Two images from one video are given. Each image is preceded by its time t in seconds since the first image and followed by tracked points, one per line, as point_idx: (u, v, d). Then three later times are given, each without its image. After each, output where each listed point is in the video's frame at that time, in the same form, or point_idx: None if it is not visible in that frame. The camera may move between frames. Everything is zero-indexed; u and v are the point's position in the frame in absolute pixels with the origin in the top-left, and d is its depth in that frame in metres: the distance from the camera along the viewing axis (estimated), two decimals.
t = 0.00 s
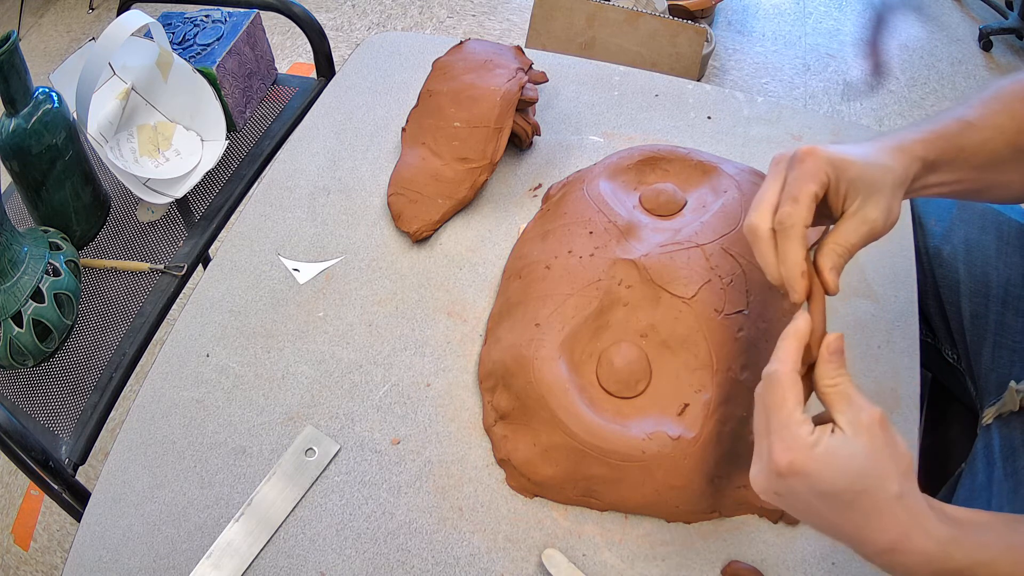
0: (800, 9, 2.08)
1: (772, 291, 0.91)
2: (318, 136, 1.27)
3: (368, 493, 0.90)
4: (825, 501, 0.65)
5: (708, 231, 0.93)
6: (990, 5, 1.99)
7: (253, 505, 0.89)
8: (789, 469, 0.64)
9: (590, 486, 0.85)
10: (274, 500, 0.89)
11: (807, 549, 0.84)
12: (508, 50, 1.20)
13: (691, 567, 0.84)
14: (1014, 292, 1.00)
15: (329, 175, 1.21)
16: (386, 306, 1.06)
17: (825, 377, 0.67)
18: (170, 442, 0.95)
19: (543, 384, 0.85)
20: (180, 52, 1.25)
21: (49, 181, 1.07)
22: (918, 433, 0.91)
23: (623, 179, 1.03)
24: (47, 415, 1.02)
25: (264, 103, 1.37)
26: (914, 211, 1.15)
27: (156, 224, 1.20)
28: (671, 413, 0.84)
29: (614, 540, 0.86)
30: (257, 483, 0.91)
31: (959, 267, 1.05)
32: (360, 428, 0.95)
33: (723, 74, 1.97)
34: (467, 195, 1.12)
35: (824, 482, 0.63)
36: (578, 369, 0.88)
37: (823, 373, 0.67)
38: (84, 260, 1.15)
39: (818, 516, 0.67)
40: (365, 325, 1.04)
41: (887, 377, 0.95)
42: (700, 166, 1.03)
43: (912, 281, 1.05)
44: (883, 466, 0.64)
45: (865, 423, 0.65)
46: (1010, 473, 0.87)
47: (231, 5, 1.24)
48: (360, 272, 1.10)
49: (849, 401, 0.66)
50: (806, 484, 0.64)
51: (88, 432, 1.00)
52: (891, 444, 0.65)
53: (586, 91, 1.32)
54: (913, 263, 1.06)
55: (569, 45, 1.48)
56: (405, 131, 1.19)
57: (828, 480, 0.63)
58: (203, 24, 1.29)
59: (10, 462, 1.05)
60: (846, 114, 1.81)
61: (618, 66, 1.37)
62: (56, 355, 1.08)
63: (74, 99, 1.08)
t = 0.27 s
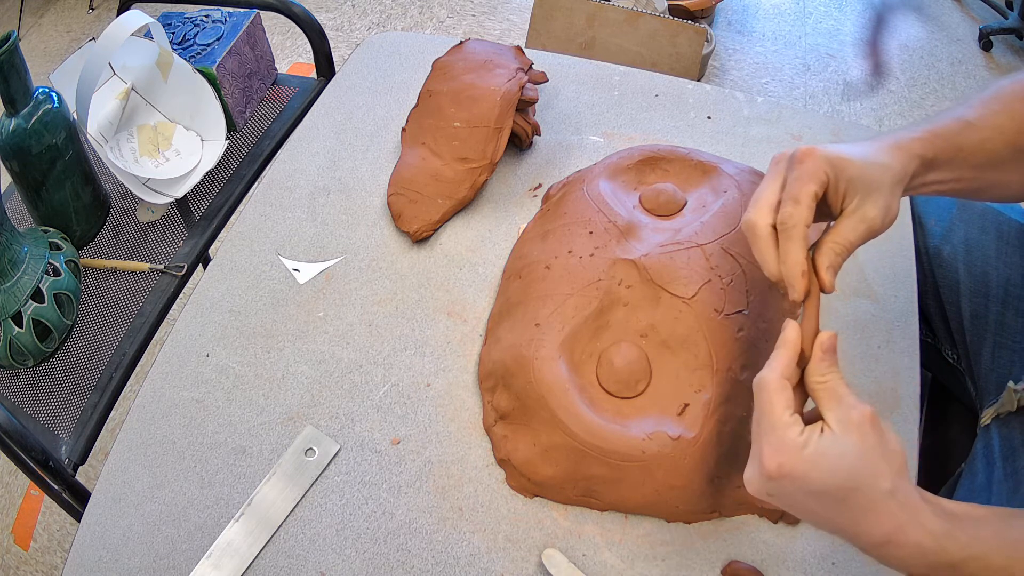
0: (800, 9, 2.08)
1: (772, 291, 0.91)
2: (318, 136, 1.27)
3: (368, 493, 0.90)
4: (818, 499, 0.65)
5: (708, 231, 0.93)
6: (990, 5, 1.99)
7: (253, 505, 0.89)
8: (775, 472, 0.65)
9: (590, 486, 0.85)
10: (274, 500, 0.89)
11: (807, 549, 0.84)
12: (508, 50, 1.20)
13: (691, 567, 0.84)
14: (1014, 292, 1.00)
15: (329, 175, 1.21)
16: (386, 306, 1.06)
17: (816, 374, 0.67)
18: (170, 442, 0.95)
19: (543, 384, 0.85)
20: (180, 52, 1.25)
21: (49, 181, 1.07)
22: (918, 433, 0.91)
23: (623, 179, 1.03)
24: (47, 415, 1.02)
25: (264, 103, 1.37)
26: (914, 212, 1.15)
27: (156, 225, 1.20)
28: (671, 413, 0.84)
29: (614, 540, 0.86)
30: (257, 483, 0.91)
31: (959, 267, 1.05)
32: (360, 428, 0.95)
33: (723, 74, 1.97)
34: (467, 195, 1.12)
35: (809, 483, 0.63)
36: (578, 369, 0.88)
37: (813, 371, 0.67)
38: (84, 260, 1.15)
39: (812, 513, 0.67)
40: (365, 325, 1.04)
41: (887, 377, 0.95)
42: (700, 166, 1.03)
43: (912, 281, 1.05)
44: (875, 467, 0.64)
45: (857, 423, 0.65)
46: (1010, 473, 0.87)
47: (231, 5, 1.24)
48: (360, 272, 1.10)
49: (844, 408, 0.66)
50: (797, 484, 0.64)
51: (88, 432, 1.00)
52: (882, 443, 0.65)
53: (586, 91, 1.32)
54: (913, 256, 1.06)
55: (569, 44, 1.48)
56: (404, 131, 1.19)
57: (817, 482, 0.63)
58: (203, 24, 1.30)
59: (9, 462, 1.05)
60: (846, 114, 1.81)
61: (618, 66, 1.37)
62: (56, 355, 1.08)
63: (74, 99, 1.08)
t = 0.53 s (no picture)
0: (800, 9, 2.08)
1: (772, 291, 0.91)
2: (318, 136, 1.27)
3: (368, 492, 0.90)
4: (861, 424, 0.59)
5: (708, 231, 0.93)
6: (990, 5, 1.99)
7: (253, 505, 0.89)
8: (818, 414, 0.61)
9: (590, 486, 0.85)
10: (274, 501, 0.89)
11: (807, 549, 0.84)
12: (508, 50, 1.20)
13: (691, 567, 0.84)
14: (1015, 292, 1.00)
15: (329, 175, 1.21)
16: (386, 306, 1.06)
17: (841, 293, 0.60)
18: (170, 442, 0.95)
19: (543, 384, 0.85)
20: (180, 52, 1.25)
21: (49, 181, 1.07)
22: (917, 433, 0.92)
23: (623, 179, 1.03)
24: (47, 415, 1.02)
25: (264, 103, 1.37)
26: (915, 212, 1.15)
27: (156, 224, 1.20)
28: (671, 413, 0.84)
29: (614, 540, 0.86)
30: (257, 483, 0.91)
31: (959, 268, 1.05)
32: (360, 428, 0.95)
33: (723, 74, 1.97)
34: (467, 195, 1.12)
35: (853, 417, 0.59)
36: (578, 369, 0.88)
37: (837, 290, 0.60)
38: (84, 260, 1.15)
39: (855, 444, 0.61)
40: (365, 325, 1.04)
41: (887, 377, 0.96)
42: (700, 166, 1.03)
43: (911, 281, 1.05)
44: (913, 389, 0.57)
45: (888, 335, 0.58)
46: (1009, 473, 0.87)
47: (231, 5, 1.24)
48: (360, 272, 1.10)
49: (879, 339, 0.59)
50: (845, 417, 0.59)
51: (88, 431, 1.00)
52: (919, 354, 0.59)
53: (586, 91, 1.32)
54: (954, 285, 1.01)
55: (569, 44, 1.48)
56: (404, 131, 1.19)
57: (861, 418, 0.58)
58: (203, 24, 1.30)
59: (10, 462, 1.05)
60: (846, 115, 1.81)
61: (618, 66, 1.37)
62: (56, 355, 1.07)
63: (74, 99, 1.08)
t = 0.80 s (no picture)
0: (800, 9, 2.08)
1: (771, 291, 0.91)
2: (318, 136, 1.27)
3: (368, 492, 0.90)
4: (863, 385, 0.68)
5: (708, 231, 0.93)
6: (990, 5, 1.99)
7: (253, 505, 0.89)
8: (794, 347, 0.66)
9: (590, 486, 0.84)
10: (274, 501, 0.89)
11: (807, 548, 0.84)
12: (508, 50, 1.20)
13: (691, 567, 0.84)
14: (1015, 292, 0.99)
15: (329, 175, 1.21)
16: (386, 306, 1.06)
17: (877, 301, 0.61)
18: (170, 442, 0.95)
19: (543, 384, 0.85)
20: (180, 52, 1.25)
21: (49, 181, 1.07)
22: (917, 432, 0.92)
23: (623, 179, 1.03)
24: (47, 415, 1.02)
25: (264, 103, 1.37)
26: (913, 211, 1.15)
27: (156, 224, 1.20)
28: (671, 413, 0.84)
29: (614, 540, 0.86)
30: (257, 483, 0.91)
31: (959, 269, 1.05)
32: (360, 428, 0.95)
33: (723, 74, 1.97)
34: (467, 195, 1.12)
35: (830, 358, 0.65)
36: (578, 369, 0.87)
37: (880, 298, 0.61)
38: (84, 260, 1.15)
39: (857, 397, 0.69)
40: (365, 325, 1.04)
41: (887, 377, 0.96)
42: (700, 166, 1.03)
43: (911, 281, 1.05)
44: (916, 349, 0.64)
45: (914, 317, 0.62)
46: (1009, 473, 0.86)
47: (231, 5, 1.24)
48: (360, 272, 1.10)
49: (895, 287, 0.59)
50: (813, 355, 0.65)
51: (88, 431, 1.00)
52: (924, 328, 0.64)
53: (586, 91, 1.32)
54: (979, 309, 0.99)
55: (569, 44, 1.48)
56: (404, 131, 1.19)
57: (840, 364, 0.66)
58: (203, 24, 1.30)
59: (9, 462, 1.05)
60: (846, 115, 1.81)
61: (618, 66, 1.37)
62: (56, 355, 1.07)
63: (74, 99, 1.08)
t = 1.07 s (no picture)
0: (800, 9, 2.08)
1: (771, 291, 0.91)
2: (318, 136, 1.27)
3: (368, 492, 0.90)
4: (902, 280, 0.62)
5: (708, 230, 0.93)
6: (990, 5, 1.99)
7: (253, 505, 0.89)
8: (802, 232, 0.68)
9: (590, 486, 0.85)
10: (274, 501, 0.89)
11: (807, 548, 0.84)
12: (508, 49, 1.20)
13: (691, 567, 0.84)
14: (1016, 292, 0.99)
15: (329, 176, 1.21)
16: (386, 306, 1.06)
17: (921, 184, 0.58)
18: (170, 442, 0.95)
19: (543, 384, 0.85)
20: (180, 52, 1.25)
21: (49, 181, 1.07)
22: (917, 432, 0.92)
23: (623, 179, 1.03)
24: (47, 415, 1.02)
25: (264, 103, 1.37)
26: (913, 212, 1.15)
27: (156, 225, 1.20)
28: (671, 413, 0.84)
29: (614, 540, 0.86)
30: (257, 483, 0.91)
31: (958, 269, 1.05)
32: (360, 428, 0.95)
33: (723, 74, 1.97)
34: (467, 195, 1.12)
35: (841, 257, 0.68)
36: (578, 369, 0.88)
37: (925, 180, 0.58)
38: (84, 260, 1.15)
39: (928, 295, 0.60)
40: (365, 325, 1.04)
41: (887, 378, 0.96)
42: (700, 166, 1.03)
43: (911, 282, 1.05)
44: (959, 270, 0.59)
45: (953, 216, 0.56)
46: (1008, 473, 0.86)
47: (231, 5, 1.24)
48: (360, 272, 1.10)
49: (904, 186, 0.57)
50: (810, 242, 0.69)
51: (88, 431, 1.00)
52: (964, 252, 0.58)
53: (586, 91, 1.32)
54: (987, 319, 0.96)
55: (569, 44, 1.48)
56: (404, 131, 1.19)
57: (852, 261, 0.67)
58: (203, 24, 1.30)
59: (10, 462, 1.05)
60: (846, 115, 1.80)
61: (618, 66, 1.37)
62: (56, 355, 1.07)
63: (74, 100, 1.08)
